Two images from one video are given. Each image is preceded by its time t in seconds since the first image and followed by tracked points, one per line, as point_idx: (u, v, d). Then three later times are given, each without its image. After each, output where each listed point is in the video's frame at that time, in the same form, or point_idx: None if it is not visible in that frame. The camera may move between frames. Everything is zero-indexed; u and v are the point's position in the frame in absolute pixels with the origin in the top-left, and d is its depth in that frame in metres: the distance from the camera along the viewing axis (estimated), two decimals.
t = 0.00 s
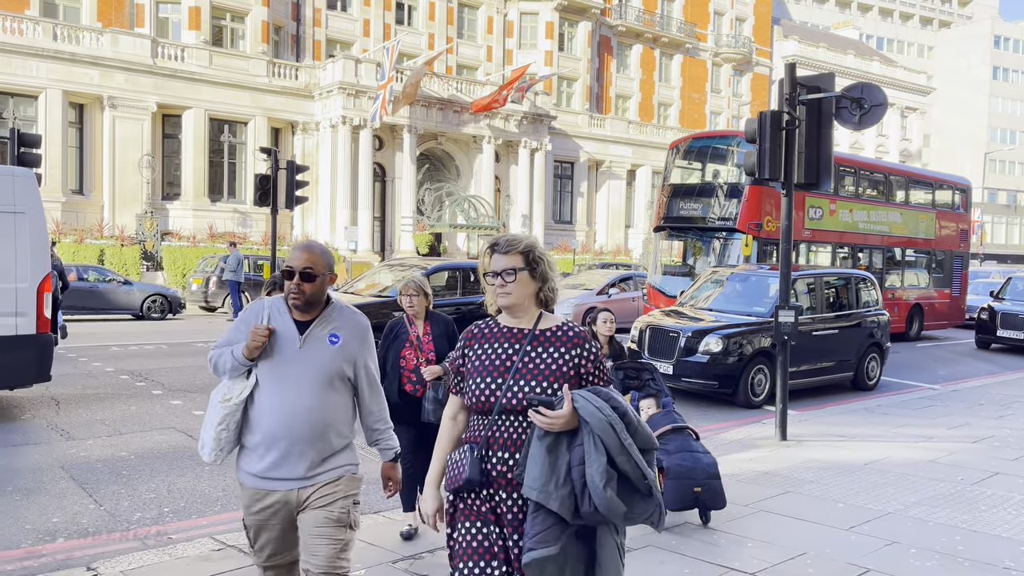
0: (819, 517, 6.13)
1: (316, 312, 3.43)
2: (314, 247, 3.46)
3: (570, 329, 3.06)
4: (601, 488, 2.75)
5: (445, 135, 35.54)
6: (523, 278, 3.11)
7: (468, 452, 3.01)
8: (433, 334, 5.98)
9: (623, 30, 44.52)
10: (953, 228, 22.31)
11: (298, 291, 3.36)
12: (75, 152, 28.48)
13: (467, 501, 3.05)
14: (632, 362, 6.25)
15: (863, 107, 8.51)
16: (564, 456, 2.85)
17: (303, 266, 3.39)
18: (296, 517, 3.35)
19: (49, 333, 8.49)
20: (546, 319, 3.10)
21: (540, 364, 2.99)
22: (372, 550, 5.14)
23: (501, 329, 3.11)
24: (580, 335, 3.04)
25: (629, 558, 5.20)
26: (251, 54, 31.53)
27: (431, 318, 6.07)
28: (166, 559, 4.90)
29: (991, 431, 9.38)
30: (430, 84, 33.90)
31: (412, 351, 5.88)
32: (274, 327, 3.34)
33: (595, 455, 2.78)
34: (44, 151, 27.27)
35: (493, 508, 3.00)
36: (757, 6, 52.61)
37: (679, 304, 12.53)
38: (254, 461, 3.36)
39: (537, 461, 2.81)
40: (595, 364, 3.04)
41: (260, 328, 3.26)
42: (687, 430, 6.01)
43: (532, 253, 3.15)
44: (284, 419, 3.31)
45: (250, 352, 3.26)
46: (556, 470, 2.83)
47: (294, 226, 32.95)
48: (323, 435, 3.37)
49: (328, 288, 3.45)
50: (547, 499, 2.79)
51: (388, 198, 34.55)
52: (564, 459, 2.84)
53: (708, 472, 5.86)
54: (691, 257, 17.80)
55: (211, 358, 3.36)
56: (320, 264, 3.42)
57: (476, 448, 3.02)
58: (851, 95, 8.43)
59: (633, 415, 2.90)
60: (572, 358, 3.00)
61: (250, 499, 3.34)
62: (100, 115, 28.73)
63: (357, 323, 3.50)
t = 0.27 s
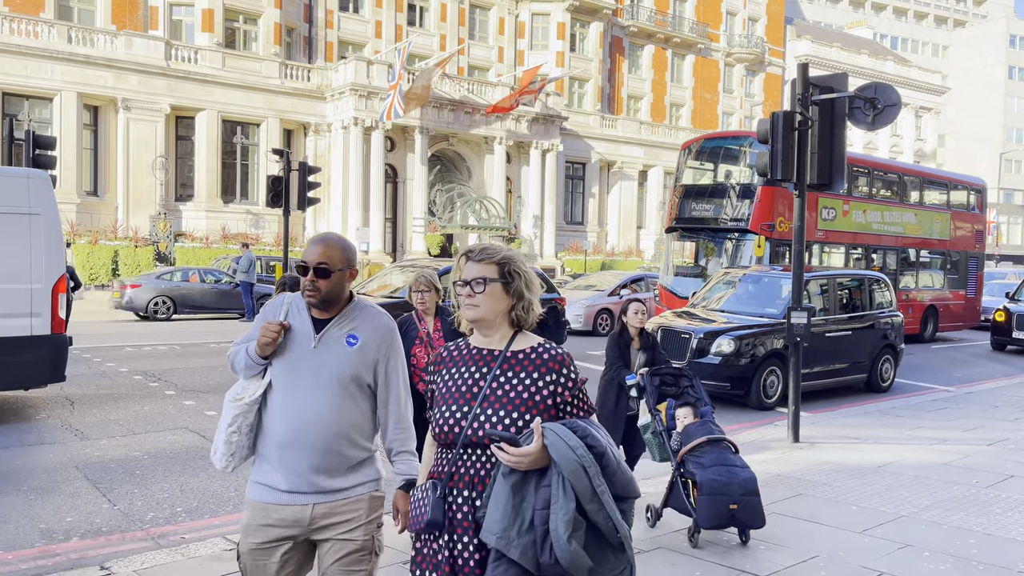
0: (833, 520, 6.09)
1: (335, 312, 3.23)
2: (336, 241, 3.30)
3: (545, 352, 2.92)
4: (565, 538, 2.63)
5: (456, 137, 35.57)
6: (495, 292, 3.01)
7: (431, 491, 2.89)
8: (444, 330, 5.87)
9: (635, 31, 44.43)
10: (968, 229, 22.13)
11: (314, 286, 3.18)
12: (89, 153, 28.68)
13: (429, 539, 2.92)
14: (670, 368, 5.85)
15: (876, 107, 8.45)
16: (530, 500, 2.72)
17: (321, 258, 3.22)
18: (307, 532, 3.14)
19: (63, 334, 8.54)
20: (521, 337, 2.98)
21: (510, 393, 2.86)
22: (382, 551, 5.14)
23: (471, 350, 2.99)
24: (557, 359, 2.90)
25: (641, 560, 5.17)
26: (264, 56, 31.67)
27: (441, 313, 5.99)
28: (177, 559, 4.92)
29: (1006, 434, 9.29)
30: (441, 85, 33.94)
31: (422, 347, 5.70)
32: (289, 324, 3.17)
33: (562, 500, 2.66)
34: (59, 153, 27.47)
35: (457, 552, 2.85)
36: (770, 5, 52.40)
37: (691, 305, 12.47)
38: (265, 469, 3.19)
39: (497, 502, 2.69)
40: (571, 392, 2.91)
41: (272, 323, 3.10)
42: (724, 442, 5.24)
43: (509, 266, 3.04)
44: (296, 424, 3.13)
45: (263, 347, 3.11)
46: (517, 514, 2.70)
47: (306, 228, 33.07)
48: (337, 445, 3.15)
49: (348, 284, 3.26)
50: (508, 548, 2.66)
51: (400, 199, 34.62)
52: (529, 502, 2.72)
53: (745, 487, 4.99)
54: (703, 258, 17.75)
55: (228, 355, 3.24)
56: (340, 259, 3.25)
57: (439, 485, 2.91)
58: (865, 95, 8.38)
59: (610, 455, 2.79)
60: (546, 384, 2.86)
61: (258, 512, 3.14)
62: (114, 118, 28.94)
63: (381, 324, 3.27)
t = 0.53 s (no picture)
0: (843, 523, 6.05)
1: (323, 321, 3.17)
2: (320, 244, 3.25)
3: (516, 350, 2.56)
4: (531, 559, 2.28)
5: (465, 138, 35.63)
6: (461, 281, 2.65)
7: (384, 505, 2.59)
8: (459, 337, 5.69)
9: (644, 31, 44.36)
10: (980, 230, 21.99)
11: (297, 293, 3.12)
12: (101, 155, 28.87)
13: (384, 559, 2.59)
14: (703, 376, 5.65)
15: (887, 107, 8.43)
16: (493, 513, 2.38)
17: (306, 265, 3.19)
18: (296, 558, 3.05)
19: (75, 335, 8.59)
20: (490, 333, 2.63)
21: (473, 395, 2.50)
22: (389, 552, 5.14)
23: (433, 347, 2.64)
24: (530, 357, 2.54)
25: (650, 562, 5.14)
26: (274, 58, 31.80)
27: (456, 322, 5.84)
28: (188, 559, 4.94)
29: (1018, 437, 9.22)
30: (451, 87, 33.97)
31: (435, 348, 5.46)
32: (276, 335, 3.15)
33: (533, 514, 2.30)
34: (71, 154, 27.65)
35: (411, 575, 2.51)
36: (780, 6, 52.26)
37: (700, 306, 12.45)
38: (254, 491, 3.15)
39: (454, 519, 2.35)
40: (544, 394, 2.54)
41: (257, 335, 3.09)
42: (756, 454, 4.94)
43: (478, 254, 2.68)
44: (280, 444, 3.07)
45: (247, 362, 3.10)
46: (478, 533, 2.36)
47: (316, 229, 33.16)
48: (326, 465, 3.06)
49: (335, 290, 3.19)
50: (467, 567, 2.33)
51: (410, 201, 34.67)
52: (493, 516, 2.38)
53: (775, 504, 4.73)
54: (713, 259, 17.70)
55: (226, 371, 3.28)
56: (324, 263, 3.21)
57: (393, 499, 2.60)
58: (875, 96, 8.38)
59: (588, 459, 2.44)
60: (513, 385, 2.50)
61: (242, 534, 3.07)
62: (125, 119, 29.11)
63: (370, 333, 3.16)
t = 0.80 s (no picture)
0: (851, 525, 6.02)
1: (267, 328, 3.00)
2: (264, 242, 3.09)
3: (477, 380, 2.20)
4: None
5: (472, 139, 35.69)
6: (416, 292, 2.32)
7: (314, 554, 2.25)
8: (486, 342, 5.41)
9: (651, 32, 44.34)
10: (990, 231, 21.89)
11: (237, 295, 2.96)
12: (110, 157, 29.01)
13: None
14: (731, 382, 5.32)
15: (895, 107, 8.34)
16: None
17: (247, 263, 3.02)
18: None
19: (84, 335, 8.63)
20: (448, 356, 2.28)
21: (418, 432, 2.13)
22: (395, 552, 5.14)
23: (384, 372, 2.30)
24: (489, 388, 2.18)
25: (656, 563, 5.11)
26: (282, 60, 31.92)
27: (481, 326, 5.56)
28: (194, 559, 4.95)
29: None
30: (458, 88, 34.03)
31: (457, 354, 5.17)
32: (217, 346, 2.99)
33: None
34: (80, 156, 27.79)
35: None
36: (788, 6, 52.16)
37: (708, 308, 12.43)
38: (202, 520, 2.95)
39: None
40: (503, 434, 2.16)
41: (195, 346, 2.94)
42: (776, 468, 4.29)
43: (439, 259, 2.35)
44: (224, 467, 2.86)
45: (186, 375, 2.94)
46: None
47: (323, 230, 33.23)
48: (274, 488, 2.84)
49: (281, 292, 3.02)
50: None
51: (417, 202, 34.72)
52: None
53: (791, 524, 4.07)
54: (720, 261, 17.68)
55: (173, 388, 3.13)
56: (268, 264, 3.04)
57: (322, 546, 2.26)
58: (883, 96, 8.31)
59: (543, 521, 1.95)
60: (463, 421, 2.14)
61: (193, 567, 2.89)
62: (134, 121, 29.23)
63: (320, 338, 2.95)
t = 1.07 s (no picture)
0: (857, 527, 6.00)
1: (208, 332, 2.89)
2: (198, 233, 2.94)
3: (391, 386, 2.04)
4: None
5: (477, 140, 35.71)
6: (338, 287, 2.18)
7: None
8: (488, 344, 5.05)
9: (656, 33, 44.29)
10: (996, 232, 21.81)
11: (172, 296, 2.84)
12: (115, 158, 29.08)
13: None
14: (752, 390, 5.09)
15: (900, 108, 8.30)
16: None
17: (180, 258, 2.86)
18: None
19: (89, 336, 8.64)
20: (377, 355, 2.15)
21: (316, 444, 2.00)
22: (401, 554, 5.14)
23: (307, 374, 2.20)
24: (412, 391, 2.03)
25: (661, 564, 5.10)
26: (287, 61, 31.98)
27: (485, 322, 5.14)
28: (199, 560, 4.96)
29: None
30: (463, 89, 34.04)
31: (460, 362, 5.01)
32: (156, 352, 2.86)
33: None
34: (86, 157, 27.87)
35: None
36: (793, 7, 52.09)
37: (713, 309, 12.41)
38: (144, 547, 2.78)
39: None
40: (423, 445, 1.99)
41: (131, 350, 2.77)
42: (793, 483, 4.04)
43: (364, 247, 2.21)
44: (160, 487, 2.69)
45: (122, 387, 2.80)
46: None
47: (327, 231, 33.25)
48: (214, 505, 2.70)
49: (221, 291, 2.91)
50: None
51: (421, 203, 34.73)
52: None
53: (805, 544, 3.81)
54: (725, 262, 17.69)
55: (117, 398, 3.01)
56: (204, 258, 2.89)
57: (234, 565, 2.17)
58: (888, 97, 8.24)
59: (423, 546, 1.77)
60: (377, 428, 1.98)
61: None
62: (139, 123, 29.31)
63: (266, 343, 2.86)
